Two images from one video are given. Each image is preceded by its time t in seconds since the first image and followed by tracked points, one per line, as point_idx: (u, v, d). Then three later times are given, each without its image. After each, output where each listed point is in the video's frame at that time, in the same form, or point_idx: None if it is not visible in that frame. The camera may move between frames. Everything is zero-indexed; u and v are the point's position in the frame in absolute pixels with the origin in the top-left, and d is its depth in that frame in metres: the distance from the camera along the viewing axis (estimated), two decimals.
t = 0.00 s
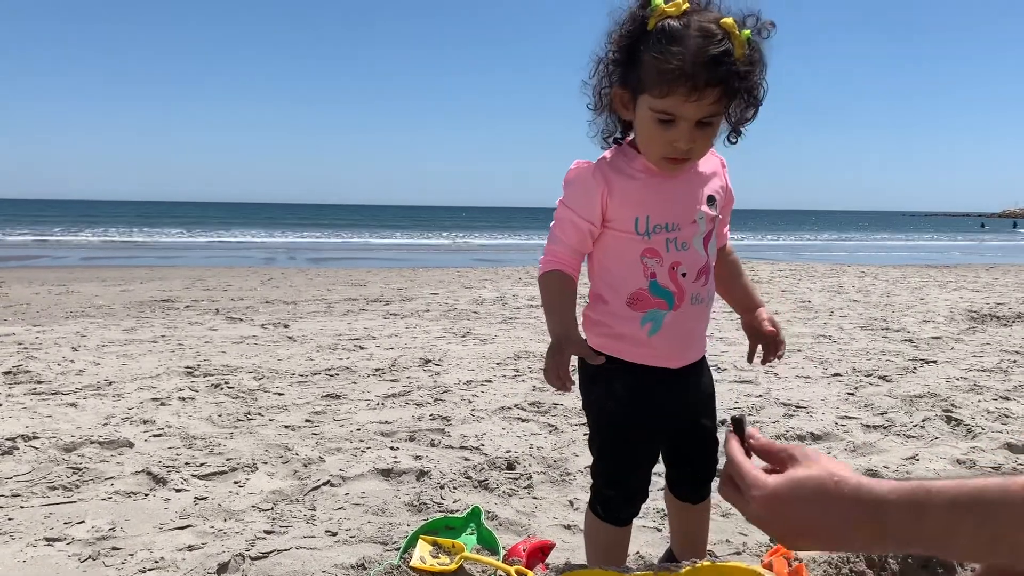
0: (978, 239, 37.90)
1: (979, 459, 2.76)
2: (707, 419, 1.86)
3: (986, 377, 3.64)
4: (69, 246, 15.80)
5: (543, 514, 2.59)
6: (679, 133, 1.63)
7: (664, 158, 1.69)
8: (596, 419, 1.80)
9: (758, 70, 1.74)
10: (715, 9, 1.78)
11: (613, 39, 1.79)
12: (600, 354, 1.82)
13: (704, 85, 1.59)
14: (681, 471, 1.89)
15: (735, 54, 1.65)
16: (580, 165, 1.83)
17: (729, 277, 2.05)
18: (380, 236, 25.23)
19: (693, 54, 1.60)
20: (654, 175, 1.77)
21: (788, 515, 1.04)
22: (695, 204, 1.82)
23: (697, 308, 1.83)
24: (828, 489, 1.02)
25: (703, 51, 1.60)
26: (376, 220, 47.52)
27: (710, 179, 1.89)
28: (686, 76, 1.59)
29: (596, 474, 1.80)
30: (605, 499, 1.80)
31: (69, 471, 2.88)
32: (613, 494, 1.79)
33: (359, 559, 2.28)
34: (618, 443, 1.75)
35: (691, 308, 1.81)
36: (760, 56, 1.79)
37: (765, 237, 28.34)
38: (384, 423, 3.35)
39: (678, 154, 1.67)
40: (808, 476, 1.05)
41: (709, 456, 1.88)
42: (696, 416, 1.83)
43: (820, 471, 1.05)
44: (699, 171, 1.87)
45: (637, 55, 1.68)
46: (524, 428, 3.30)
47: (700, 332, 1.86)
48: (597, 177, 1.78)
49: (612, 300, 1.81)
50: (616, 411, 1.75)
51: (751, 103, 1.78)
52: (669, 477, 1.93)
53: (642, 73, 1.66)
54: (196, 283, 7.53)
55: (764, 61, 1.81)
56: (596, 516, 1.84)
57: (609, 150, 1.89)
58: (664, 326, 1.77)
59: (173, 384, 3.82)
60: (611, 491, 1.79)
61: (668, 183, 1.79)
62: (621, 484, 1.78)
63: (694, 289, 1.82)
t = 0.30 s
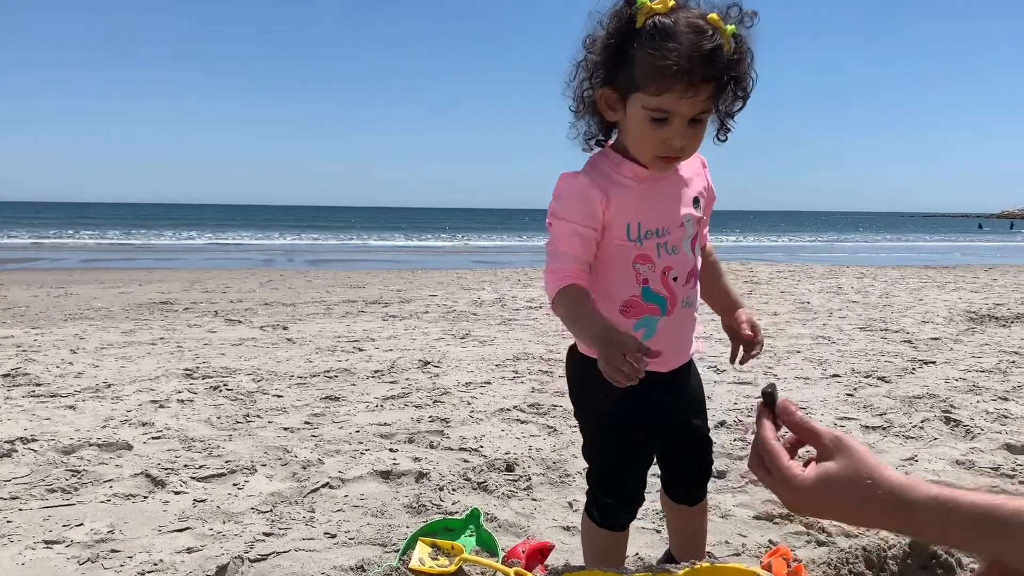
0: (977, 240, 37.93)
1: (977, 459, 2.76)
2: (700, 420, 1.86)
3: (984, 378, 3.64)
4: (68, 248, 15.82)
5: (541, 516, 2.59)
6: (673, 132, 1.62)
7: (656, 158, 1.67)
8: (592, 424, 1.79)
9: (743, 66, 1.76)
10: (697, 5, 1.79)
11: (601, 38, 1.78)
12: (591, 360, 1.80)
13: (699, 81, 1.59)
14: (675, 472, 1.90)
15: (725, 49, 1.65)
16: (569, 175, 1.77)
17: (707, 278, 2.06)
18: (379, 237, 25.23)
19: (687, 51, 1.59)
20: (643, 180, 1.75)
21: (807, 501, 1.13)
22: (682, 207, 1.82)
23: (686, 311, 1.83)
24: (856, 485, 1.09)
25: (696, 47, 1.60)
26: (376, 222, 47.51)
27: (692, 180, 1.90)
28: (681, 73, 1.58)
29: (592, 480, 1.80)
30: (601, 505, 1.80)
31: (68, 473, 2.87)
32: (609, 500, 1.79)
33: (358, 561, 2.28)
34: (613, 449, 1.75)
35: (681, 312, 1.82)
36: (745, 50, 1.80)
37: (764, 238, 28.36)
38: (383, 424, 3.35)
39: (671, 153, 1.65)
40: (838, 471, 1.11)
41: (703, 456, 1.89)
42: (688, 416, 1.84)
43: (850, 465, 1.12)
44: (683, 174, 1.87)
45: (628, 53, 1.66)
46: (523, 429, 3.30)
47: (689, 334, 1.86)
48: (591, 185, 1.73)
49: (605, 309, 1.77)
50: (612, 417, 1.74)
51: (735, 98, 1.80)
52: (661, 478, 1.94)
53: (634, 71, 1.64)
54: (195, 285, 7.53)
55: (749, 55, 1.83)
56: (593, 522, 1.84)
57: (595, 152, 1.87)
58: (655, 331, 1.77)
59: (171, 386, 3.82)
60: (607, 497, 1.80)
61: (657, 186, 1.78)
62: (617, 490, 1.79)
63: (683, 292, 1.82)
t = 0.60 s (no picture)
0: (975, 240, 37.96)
1: (975, 460, 2.77)
2: (691, 422, 1.88)
3: (982, 378, 3.64)
4: (65, 251, 15.83)
5: (539, 518, 2.58)
6: (670, 132, 1.61)
7: (653, 159, 1.66)
8: (591, 433, 1.78)
9: (737, 62, 1.75)
10: (687, 5, 1.78)
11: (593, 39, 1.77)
12: (588, 366, 1.78)
13: (695, 80, 1.58)
14: (669, 472, 1.92)
15: (719, 46, 1.64)
16: (585, 181, 1.68)
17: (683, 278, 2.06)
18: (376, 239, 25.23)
19: (681, 49, 1.58)
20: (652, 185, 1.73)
21: (799, 520, 1.28)
22: (681, 213, 1.83)
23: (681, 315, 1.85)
24: (843, 503, 1.24)
25: (691, 45, 1.59)
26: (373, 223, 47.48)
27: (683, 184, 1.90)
28: (676, 72, 1.57)
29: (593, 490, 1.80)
30: (603, 514, 1.81)
31: (65, 477, 2.87)
32: (611, 510, 1.80)
33: (356, 564, 2.28)
34: (613, 458, 1.76)
35: (677, 318, 1.84)
36: (738, 45, 1.79)
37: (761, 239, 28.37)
38: (381, 427, 3.35)
39: (667, 154, 1.64)
40: (827, 492, 1.26)
41: (695, 453, 1.91)
42: (681, 415, 1.84)
43: (837, 485, 1.26)
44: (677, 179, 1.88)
45: (622, 53, 1.65)
46: (521, 432, 3.29)
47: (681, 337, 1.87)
48: (612, 188, 1.66)
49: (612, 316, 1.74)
50: (611, 425, 1.74)
51: (730, 94, 1.79)
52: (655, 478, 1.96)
53: (628, 72, 1.63)
54: (192, 288, 7.53)
55: (742, 50, 1.82)
56: (593, 531, 1.84)
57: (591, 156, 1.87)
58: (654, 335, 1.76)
59: (169, 390, 3.81)
60: (609, 507, 1.80)
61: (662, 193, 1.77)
62: (618, 499, 1.79)
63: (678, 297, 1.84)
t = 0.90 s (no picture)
0: (973, 240, 38.00)
1: (970, 463, 2.77)
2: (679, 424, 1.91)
3: (977, 381, 3.64)
4: (61, 254, 15.82)
5: (535, 522, 2.58)
6: (662, 145, 1.60)
7: (648, 174, 1.65)
8: (587, 440, 1.78)
9: (724, 70, 1.75)
10: (670, 14, 1.79)
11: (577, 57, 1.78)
12: (585, 375, 1.78)
13: (683, 91, 1.58)
14: (662, 476, 1.93)
15: (704, 55, 1.65)
16: (592, 199, 1.66)
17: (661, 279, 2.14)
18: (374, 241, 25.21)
19: (667, 61, 1.58)
20: (653, 201, 1.73)
21: (795, 523, 1.27)
22: (678, 227, 1.84)
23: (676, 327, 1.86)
24: (838, 506, 1.24)
25: (675, 56, 1.59)
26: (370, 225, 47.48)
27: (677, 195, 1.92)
28: (663, 84, 1.56)
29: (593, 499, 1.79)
30: (603, 523, 1.80)
31: (59, 482, 2.86)
32: (611, 519, 1.79)
33: (350, 569, 2.28)
34: (610, 465, 1.76)
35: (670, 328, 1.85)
36: (724, 52, 1.80)
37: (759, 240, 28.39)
38: (376, 431, 3.34)
39: (661, 168, 1.63)
40: (823, 497, 1.26)
41: (686, 456, 1.92)
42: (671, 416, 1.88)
43: (833, 490, 1.26)
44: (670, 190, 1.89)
45: (606, 69, 1.65)
46: (516, 435, 3.29)
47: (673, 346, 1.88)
48: (620, 204, 1.65)
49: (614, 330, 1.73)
50: (607, 432, 1.74)
51: (719, 103, 1.80)
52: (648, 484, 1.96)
53: (614, 88, 1.63)
54: (188, 291, 7.51)
55: (729, 58, 1.82)
56: (592, 539, 1.83)
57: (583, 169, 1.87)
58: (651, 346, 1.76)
59: (164, 393, 3.80)
60: (608, 515, 1.79)
61: (663, 207, 1.76)
62: (618, 507, 1.78)
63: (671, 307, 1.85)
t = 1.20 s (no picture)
0: (968, 246, 38.12)
1: (967, 467, 2.77)
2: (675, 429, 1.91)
3: (974, 386, 3.64)
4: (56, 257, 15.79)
5: (532, 526, 2.58)
6: (658, 150, 1.60)
7: (645, 179, 1.65)
8: (582, 444, 1.77)
9: (718, 72, 1.76)
10: (662, 18, 1.80)
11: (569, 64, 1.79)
12: (581, 378, 1.78)
13: (677, 95, 1.58)
14: (658, 479, 1.92)
15: (697, 58, 1.65)
16: (592, 205, 1.66)
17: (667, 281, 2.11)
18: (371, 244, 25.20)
19: (659, 66, 1.58)
20: (652, 208, 1.73)
21: (797, 528, 1.26)
22: (677, 233, 1.84)
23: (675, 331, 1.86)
24: (841, 509, 1.24)
25: (668, 60, 1.60)
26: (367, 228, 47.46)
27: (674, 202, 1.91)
28: (657, 89, 1.56)
29: (589, 503, 1.78)
30: (599, 527, 1.79)
31: (54, 484, 2.84)
32: (608, 523, 1.77)
33: (347, 572, 2.27)
34: (605, 468, 1.75)
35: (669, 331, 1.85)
36: (718, 53, 1.80)
37: (755, 245, 28.45)
38: (373, 434, 3.33)
39: (658, 172, 1.63)
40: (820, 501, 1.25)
41: (682, 458, 1.92)
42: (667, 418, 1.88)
43: (830, 493, 1.26)
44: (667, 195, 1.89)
45: (599, 76, 1.65)
46: (514, 439, 3.28)
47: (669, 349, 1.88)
48: (619, 211, 1.65)
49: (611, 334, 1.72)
50: (601, 434, 1.74)
51: (714, 104, 1.80)
52: (644, 487, 1.96)
53: (608, 95, 1.63)
54: (184, 294, 7.50)
55: (722, 60, 1.83)
56: (589, 543, 1.82)
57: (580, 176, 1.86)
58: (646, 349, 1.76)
59: (160, 396, 3.79)
60: (605, 520, 1.78)
61: (661, 213, 1.76)
62: (615, 511, 1.77)
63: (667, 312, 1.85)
